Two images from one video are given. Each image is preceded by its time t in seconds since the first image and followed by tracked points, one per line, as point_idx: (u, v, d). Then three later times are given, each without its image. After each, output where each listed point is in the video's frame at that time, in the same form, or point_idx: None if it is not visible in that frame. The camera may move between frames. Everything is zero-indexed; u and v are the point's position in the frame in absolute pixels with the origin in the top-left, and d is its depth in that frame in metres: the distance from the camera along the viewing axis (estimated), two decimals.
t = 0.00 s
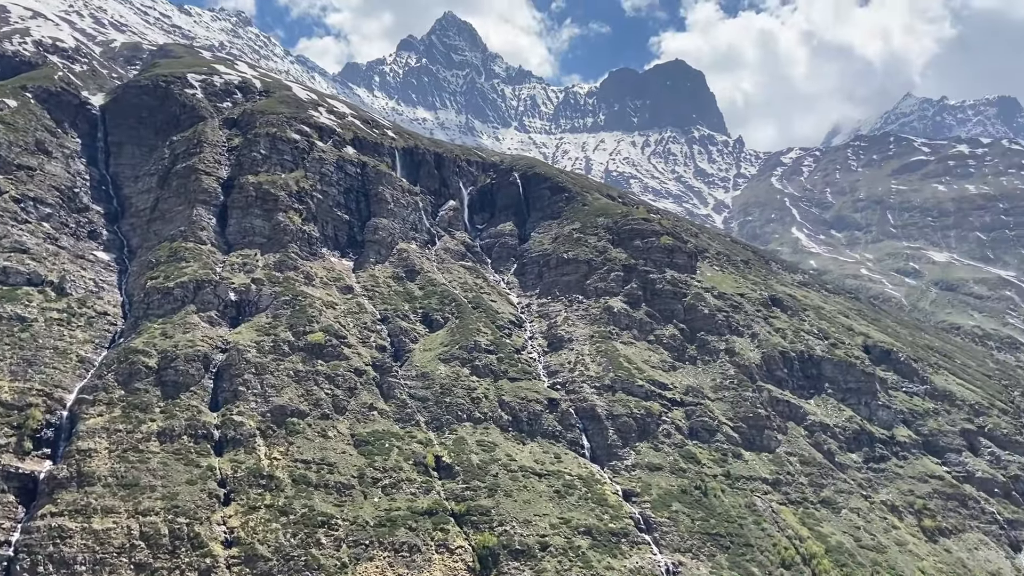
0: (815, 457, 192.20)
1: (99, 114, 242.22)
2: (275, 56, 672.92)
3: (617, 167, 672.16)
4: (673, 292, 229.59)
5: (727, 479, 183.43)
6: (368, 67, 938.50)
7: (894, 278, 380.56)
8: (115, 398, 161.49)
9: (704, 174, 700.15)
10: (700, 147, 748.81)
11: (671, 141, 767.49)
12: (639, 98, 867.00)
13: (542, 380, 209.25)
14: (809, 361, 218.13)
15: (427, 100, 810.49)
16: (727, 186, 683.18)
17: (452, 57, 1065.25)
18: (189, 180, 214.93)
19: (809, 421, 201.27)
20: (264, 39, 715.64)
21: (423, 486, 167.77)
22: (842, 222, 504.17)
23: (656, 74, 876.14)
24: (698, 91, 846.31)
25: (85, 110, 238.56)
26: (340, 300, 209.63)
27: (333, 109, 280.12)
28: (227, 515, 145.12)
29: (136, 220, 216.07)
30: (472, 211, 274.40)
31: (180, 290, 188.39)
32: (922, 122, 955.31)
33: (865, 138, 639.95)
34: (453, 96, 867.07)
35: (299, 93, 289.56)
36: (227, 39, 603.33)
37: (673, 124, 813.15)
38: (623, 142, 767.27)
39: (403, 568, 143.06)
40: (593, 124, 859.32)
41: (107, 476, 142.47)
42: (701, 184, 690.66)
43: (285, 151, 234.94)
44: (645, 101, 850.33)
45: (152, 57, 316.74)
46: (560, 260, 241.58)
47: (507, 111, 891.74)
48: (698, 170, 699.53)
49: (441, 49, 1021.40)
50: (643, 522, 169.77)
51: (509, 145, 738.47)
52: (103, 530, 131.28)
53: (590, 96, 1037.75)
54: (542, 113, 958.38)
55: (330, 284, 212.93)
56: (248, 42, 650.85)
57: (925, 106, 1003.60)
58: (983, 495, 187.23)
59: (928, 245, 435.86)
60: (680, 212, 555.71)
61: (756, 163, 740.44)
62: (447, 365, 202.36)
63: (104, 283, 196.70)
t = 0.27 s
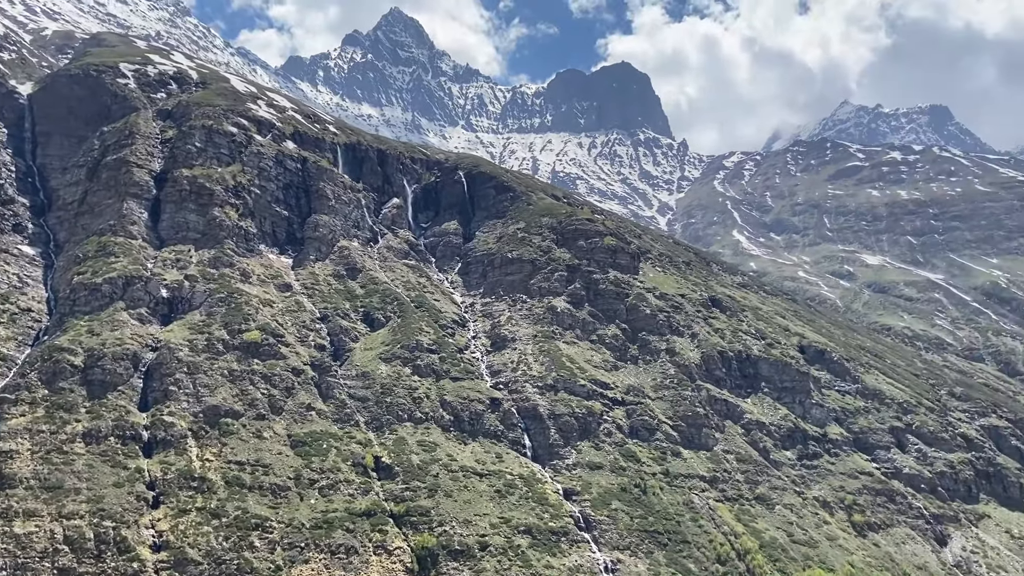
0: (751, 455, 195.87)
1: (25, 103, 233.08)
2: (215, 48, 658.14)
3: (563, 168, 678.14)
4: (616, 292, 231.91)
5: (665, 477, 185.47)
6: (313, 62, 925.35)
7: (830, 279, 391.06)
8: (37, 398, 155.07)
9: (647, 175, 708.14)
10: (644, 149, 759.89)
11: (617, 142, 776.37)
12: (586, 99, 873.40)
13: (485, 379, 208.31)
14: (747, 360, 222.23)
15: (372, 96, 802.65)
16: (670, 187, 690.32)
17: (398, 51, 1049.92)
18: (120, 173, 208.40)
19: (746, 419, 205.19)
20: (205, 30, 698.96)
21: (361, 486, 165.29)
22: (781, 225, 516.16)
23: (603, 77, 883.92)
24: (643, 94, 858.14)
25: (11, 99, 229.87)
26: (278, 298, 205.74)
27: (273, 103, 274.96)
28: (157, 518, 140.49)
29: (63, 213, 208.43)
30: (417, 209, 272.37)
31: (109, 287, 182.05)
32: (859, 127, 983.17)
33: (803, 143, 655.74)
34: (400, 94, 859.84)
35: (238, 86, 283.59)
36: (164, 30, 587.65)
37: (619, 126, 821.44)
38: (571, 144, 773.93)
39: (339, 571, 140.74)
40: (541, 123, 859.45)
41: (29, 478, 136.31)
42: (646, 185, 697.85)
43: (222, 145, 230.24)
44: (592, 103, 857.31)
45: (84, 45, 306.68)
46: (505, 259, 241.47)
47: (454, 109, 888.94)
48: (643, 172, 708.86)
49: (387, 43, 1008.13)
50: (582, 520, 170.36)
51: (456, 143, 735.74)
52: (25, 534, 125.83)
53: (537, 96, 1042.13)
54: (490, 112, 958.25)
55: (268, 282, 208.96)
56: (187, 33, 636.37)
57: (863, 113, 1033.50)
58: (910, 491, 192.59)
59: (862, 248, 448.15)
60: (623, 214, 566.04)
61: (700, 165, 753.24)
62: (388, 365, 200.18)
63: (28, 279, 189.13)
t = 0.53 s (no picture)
0: (685, 452, 198.88)
1: None
2: (148, 40, 638.62)
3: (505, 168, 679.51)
4: (554, 291, 233.51)
5: (601, 475, 186.54)
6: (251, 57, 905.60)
7: (763, 281, 400.72)
8: None
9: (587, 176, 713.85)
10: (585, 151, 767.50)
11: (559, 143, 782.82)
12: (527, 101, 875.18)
13: (422, 378, 206.63)
14: (682, 359, 226.02)
15: (312, 93, 789.35)
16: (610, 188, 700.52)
17: (338, 48, 1031.30)
18: (43, 166, 200.06)
19: (680, 417, 208.55)
20: (138, 22, 678.20)
21: (293, 488, 161.49)
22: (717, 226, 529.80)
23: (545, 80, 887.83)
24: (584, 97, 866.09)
25: None
26: (210, 296, 200.33)
27: (207, 97, 268.29)
28: (78, 523, 134.31)
29: None
30: (355, 206, 269.37)
31: (29, 283, 173.86)
32: (794, 133, 1010.39)
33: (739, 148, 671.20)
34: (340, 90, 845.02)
35: (170, 78, 275.99)
36: (94, 21, 567.84)
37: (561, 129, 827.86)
38: (512, 144, 773.12)
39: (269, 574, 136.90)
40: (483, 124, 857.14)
41: None
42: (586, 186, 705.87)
43: (152, 138, 223.43)
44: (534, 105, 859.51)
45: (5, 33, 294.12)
46: (443, 258, 240.70)
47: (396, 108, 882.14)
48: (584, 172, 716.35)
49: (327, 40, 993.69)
50: (518, 519, 169.75)
51: (398, 142, 729.64)
52: None
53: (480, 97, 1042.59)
54: (431, 110, 952.84)
55: (199, 279, 203.39)
56: (117, 24, 616.68)
57: (797, 120, 1063.07)
58: (836, 486, 197.73)
59: (794, 250, 460.19)
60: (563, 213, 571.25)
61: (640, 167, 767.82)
62: (323, 364, 196.83)
63: None
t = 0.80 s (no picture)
0: (618, 450, 200.47)
1: None
2: (74, 30, 613.66)
3: (444, 166, 674.45)
4: (491, 290, 233.43)
5: (535, 473, 186.25)
6: (183, 49, 878.25)
7: (697, 281, 408.11)
8: None
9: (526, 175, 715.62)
10: (525, 150, 770.10)
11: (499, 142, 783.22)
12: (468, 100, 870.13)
13: (355, 378, 203.22)
14: (616, 357, 228.36)
15: (247, 87, 769.05)
16: (549, 188, 703.72)
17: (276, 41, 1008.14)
18: None
19: (614, 415, 210.36)
20: (64, 11, 651.14)
21: (220, 491, 156.35)
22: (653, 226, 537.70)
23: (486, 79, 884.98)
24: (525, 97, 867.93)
25: None
26: (133, 293, 193.11)
27: (133, 88, 259.63)
28: None
29: None
30: (289, 202, 264.30)
31: None
32: (729, 138, 1033.65)
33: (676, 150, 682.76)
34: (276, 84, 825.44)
35: (94, 68, 265.89)
36: (14, 7, 542.74)
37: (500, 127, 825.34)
38: (450, 142, 768.88)
39: None
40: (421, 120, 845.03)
41: None
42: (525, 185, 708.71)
43: (74, 130, 214.60)
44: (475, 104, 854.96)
45: None
46: (379, 255, 238.32)
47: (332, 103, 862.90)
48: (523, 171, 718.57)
49: (263, 32, 970.25)
50: (452, 519, 167.88)
51: (336, 138, 717.26)
52: None
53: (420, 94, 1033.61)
54: (370, 107, 938.91)
55: (122, 276, 195.92)
56: (40, 12, 591.54)
57: (734, 125, 1087.19)
58: (765, 482, 201.20)
59: (727, 251, 469.94)
60: (503, 212, 570.25)
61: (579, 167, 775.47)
62: (252, 363, 191.80)
63: None
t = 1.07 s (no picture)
0: (550, 447, 200.62)
1: None
2: None
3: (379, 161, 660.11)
4: (424, 287, 231.68)
5: (467, 472, 184.68)
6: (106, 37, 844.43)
7: (630, 279, 413.53)
8: None
9: (463, 172, 713.71)
10: (462, 147, 768.09)
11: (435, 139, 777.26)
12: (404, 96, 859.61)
13: (282, 376, 198.21)
14: (549, 355, 229.18)
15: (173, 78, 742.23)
16: (485, 186, 704.33)
17: (205, 31, 978.58)
18: None
19: (546, 412, 210.81)
20: None
21: (137, 493, 149.89)
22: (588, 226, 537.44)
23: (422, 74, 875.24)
24: (462, 94, 862.54)
25: None
26: (46, 289, 184.21)
27: (48, 74, 248.16)
28: None
29: None
30: (215, 196, 257.02)
31: None
32: (663, 140, 1050.48)
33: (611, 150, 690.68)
34: (204, 74, 800.12)
35: (6, 53, 253.23)
36: None
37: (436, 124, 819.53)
38: (386, 137, 749.92)
39: None
40: (355, 116, 832.25)
41: None
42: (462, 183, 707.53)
43: None
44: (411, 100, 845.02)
45: None
46: (309, 251, 233.99)
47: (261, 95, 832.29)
48: (460, 169, 716.73)
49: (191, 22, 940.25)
50: (381, 519, 164.72)
51: (267, 131, 699.63)
52: None
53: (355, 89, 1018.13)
54: (303, 101, 918.63)
55: (34, 270, 186.70)
56: None
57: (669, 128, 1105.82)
58: (693, 476, 203.61)
59: (659, 250, 477.76)
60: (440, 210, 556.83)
61: (515, 166, 776.59)
62: (173, 361, 185.09)
63: None
